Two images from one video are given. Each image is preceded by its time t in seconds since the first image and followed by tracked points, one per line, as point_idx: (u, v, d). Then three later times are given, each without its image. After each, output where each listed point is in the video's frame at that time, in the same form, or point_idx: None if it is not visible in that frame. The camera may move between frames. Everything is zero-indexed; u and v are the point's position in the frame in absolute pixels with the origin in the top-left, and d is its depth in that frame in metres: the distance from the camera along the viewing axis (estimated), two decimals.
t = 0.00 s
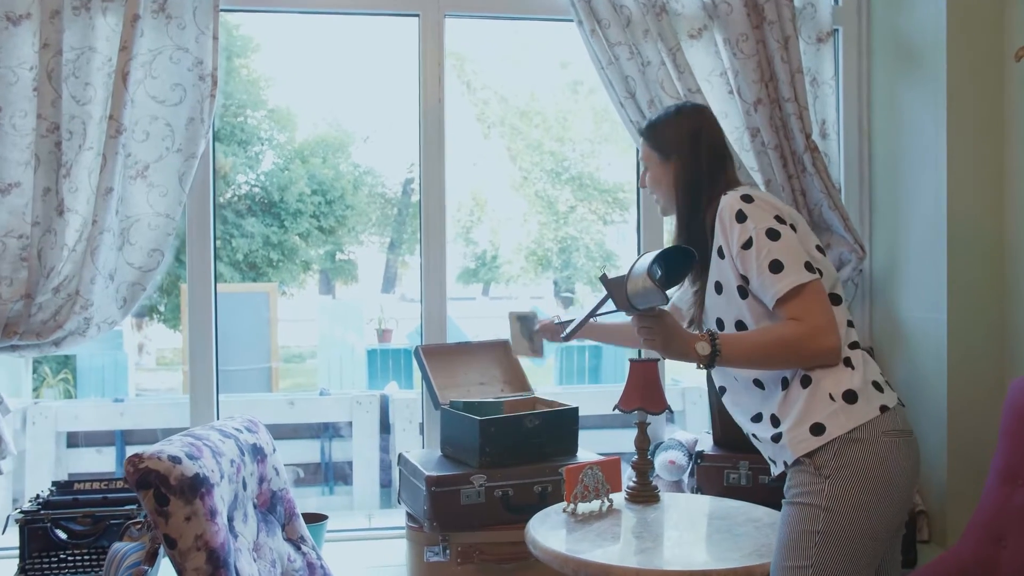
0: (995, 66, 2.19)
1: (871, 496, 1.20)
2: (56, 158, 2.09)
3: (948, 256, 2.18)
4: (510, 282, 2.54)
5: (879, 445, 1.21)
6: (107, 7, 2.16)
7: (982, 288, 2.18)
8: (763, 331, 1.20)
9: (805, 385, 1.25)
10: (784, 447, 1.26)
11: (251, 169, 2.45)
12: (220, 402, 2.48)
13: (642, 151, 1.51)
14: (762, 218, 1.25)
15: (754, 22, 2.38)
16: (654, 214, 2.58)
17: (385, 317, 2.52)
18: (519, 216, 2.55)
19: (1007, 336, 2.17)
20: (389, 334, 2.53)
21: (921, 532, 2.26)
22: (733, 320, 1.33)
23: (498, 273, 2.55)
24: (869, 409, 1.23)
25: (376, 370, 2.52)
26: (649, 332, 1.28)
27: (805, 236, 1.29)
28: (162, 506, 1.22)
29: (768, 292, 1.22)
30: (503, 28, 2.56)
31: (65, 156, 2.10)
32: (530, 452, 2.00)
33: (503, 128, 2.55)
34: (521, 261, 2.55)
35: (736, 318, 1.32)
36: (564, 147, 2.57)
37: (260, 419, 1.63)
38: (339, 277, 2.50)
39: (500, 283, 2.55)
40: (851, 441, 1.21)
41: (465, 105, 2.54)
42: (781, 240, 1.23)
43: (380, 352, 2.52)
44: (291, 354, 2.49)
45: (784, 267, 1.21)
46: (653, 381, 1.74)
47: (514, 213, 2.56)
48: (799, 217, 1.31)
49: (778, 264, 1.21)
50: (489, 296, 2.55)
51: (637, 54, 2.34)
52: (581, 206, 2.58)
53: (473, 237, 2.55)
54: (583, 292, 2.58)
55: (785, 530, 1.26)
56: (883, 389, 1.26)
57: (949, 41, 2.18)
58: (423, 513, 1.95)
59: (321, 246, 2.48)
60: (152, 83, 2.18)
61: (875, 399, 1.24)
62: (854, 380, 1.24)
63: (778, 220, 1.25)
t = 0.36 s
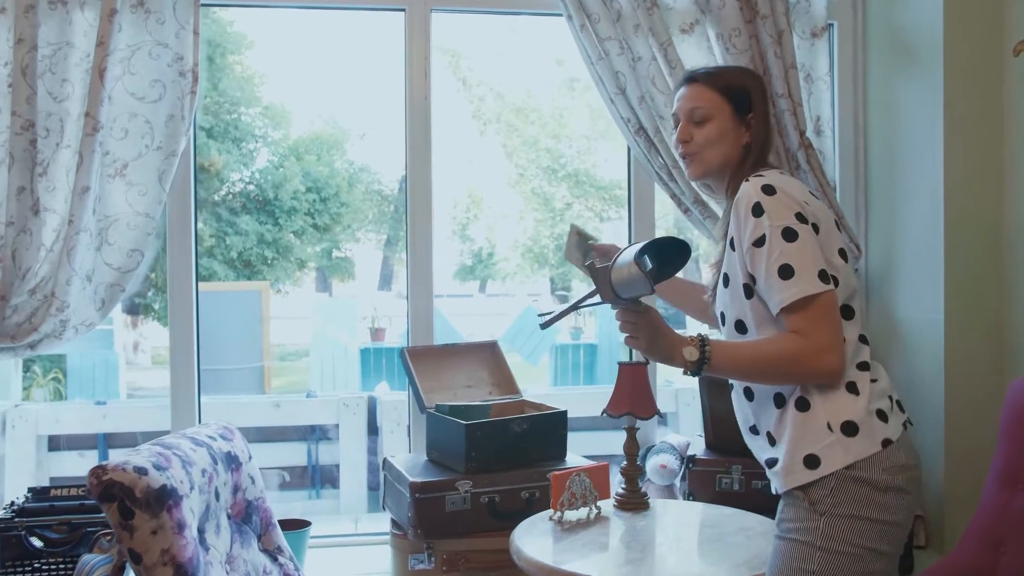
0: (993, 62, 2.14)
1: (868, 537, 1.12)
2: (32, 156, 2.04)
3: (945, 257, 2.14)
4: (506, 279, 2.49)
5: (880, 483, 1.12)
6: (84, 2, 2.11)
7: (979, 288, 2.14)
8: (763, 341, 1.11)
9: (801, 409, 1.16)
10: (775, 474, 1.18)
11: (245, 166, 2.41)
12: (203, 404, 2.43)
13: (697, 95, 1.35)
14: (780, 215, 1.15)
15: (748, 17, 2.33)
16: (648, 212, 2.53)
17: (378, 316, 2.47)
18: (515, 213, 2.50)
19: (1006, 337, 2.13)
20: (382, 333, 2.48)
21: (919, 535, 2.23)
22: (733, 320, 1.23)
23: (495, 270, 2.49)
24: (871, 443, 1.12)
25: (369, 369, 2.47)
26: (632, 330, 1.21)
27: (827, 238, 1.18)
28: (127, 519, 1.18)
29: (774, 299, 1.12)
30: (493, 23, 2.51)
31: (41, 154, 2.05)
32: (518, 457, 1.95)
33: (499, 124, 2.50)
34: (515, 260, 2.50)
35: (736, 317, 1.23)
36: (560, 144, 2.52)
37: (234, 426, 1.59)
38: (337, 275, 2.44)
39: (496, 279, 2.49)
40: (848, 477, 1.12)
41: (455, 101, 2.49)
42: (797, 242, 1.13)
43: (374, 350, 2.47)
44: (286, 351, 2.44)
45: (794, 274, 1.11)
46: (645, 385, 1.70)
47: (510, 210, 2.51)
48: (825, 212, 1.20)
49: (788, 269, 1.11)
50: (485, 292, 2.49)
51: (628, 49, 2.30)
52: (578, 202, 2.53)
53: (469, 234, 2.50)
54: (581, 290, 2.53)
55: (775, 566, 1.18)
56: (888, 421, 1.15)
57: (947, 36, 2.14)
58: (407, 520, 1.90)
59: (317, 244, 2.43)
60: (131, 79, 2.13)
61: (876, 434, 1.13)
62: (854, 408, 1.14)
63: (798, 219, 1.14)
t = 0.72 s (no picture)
0: (983, 67, 2.13)
1: None
2: (13, 162, 2.02)
3: (935, 264, 2.13)
4: (502, 280, 2.47)
5: (856, 531, 1.05)
6: (66, 7, 2.08)
7: (969, 296, 2.12)
8: (736, 366, 1.02)
9: (775, 443, 1.08)
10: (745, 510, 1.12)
11: (240, 168, 2.39)
12: (189, 411, 2.41)
13: (695, 81, 1.16)
14: (762, 228, 1.04)
15: (736, 22, 2.31)
16: (639, 218, 2.51)
17: (372, 318, 2.45)
18: (511, 214, 2.48)
19: (997, 346, 2.12)
20: (375, 336, 2.46)
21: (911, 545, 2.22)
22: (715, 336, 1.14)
23: (491, 271, 2.47)
24: (847, 488, 1.04)
25: (362, 371, 2.45)
26: (584, 347, 1.10)
27: (818, 253, 1.07)
28: (98, 538, 1.18)
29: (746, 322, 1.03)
30: (483, 28, 2.49)
31: (22, 161, 2.03)
32: (503, 467, 1.94)
33: (493, 127, 2.48)
34: (510, 261, 2.48)
35: (717, 335, 1.13)
36: (558, 146, 2.50)
37: (214, 439, 1.59)
38: (333, 275, 2.42)
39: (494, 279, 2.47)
40: (819, 525, 1.05)
41: (444, 105, 2.46)
42: (777, 258, 1.02)
43: (367, 353, 2.45)
44: (281, 353, 2.42)
45: (770, 294, 1.01)
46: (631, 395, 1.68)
47: (506, 210, 2.49)
48: (821, 223, 1.08)
49: (763, 289, 1.02)
50: (483, 292, 2.46)
51: (615, 54, 2.28)
52: (574, 202, 2.50)
53: (466, 235, 2.47)
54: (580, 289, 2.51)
55: None
56: (871, 463, 1.06)
57: (936, 42, 2.12)
58: (392, 531, 1.88)
59: (313, 244, 2.41)
60: (113, 86, 2.11)
61: (855, 477, 1.05)
62: (832, 448, 1.05)
63: (780, 234, 1.03)
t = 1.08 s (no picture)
0: (970, 79, 2.17)
1: None
2: (13, 171, 2.05)
3: (922, 272, 2.16)
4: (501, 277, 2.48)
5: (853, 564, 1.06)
6: (66, 18, 2.11)
7: (956, 304, 2.16)
8: (730, 387, 1.03)
9: (778, 463, 1.07)
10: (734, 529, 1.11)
11: (238, 171, 2.41)
12: (187, 416, 2.44)
13: (705, 83, 1.14)
14: (792, 236, 1.03)
15: (727, 33, 2.35)
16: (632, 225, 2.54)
17: (367, 322, 2.48)
18: (507, 217, 2.51)
19: (983, 353, 2.15)
20: (372, 340, 2.49)
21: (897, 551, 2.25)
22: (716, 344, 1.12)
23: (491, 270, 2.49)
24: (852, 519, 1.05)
25: (358, 375, 2.48)
26: (571, 363, 1.12)
27: (841, 271, 1.07)
28: (99, 543, 1.21)
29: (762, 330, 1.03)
30: (477, 37, 2.52)
31: (22, 170, 2.06)
32: (497, 472, 1.97)
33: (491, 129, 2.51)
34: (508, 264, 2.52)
35: (722, 340, 1.11)
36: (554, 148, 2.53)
37: (212, 445, 1.63)
38: (329, 278, 2.46)
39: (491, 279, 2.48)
40: (820, 553, 1.05)
41: (439, 112, 2.50)
42: (803, 269, 1.02)
43: (363, 357, 2.48)
44: (277, 356, 2.45)
45: (791, 304, 1.01)
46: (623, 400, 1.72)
47: (502, 214, 2.52)
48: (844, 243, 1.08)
49: (786, 298, 1.01)
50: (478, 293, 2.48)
51: (607, 65, 2.32)
52: (571, 205, 2.54)
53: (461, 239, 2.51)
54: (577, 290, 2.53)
55: None
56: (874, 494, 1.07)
57: (923, 54, 2.16)
58: (388, 535, 1.91)
59: (310, 246, 2.44)
60: (112, 96, 2.14)
61: (857, 507, 1.05)
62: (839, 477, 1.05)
63: (809, 245, 1.03)
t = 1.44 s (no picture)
0: (956, 90, 2.22)
1: None
2: (25, 180, 2.10)
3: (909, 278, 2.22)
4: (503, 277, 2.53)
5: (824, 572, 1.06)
6: (76, 30, 2.17)
7: (943, 309, 2.22)
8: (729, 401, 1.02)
9: (762, 472, 1.06)
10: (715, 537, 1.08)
11: (238, 174, 2.47)
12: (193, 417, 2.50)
13: (717, 90, 1.13)
14: (825, 259, 1.04)
15: (721, 44, 2.40)
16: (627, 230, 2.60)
17: (368, 325, 2.54)
18: (507, 220, 2.57)
19: (969, 356, 2.21)
20: (372, 343, 2.55)
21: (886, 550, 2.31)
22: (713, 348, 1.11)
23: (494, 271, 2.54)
24: (828, 528, 1.05)
25: (359, 378, 2.54)
26: (574, 361, 1.09)
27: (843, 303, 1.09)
28: (115, 539, 1.27)
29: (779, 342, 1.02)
30: (476, 47, 2.58)
31: (34, 179, 2.11)
32: (496, 472, 2.03)
33: (490, 133, 2.57)
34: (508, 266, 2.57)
35: (724, 342, 1.10)
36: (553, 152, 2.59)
37: (220, 447, 1.68)
38: (329, 280, 2.51)
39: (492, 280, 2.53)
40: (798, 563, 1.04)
41: (439, 119, 2.56)
42: (828, 294, 1.03)
43: (363, 360, 2.54)
44: (277, 359, 2.50)
45: (815, 325, 1.01)
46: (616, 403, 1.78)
47: (502, 217, 2.57)
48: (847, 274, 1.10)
49: (810, 317, 1.01)
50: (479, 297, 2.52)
51: (603, 75, 2.38)
52: (569, 208, 2.60)
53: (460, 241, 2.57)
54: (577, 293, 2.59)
55: None
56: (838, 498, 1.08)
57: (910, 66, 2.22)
58: (389, 534, 1.96)
59: (310, 249, 2.50)
60: (120, 106, 2.19)
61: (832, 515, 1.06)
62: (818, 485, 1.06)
63: (835, 272, 1.04)
